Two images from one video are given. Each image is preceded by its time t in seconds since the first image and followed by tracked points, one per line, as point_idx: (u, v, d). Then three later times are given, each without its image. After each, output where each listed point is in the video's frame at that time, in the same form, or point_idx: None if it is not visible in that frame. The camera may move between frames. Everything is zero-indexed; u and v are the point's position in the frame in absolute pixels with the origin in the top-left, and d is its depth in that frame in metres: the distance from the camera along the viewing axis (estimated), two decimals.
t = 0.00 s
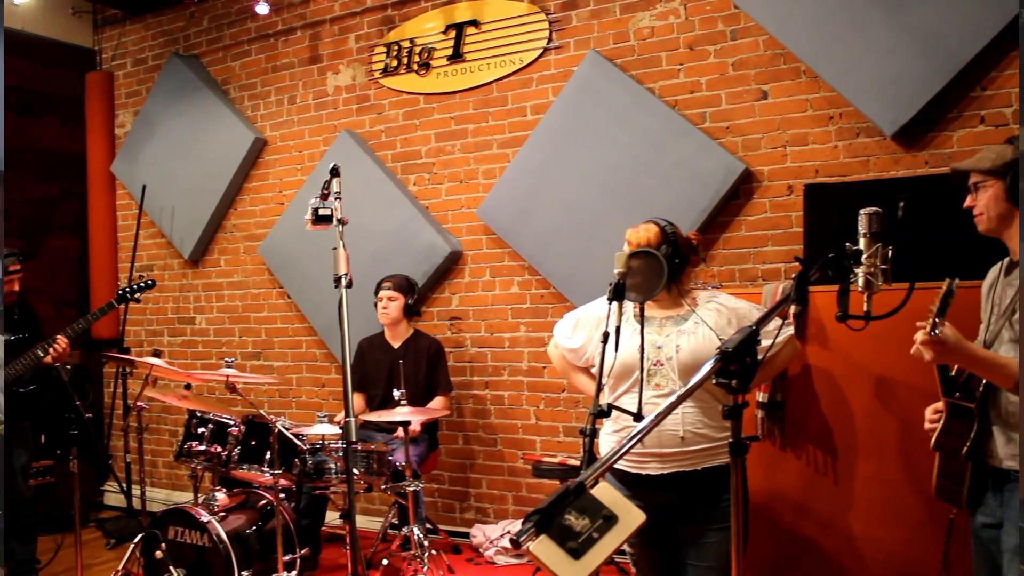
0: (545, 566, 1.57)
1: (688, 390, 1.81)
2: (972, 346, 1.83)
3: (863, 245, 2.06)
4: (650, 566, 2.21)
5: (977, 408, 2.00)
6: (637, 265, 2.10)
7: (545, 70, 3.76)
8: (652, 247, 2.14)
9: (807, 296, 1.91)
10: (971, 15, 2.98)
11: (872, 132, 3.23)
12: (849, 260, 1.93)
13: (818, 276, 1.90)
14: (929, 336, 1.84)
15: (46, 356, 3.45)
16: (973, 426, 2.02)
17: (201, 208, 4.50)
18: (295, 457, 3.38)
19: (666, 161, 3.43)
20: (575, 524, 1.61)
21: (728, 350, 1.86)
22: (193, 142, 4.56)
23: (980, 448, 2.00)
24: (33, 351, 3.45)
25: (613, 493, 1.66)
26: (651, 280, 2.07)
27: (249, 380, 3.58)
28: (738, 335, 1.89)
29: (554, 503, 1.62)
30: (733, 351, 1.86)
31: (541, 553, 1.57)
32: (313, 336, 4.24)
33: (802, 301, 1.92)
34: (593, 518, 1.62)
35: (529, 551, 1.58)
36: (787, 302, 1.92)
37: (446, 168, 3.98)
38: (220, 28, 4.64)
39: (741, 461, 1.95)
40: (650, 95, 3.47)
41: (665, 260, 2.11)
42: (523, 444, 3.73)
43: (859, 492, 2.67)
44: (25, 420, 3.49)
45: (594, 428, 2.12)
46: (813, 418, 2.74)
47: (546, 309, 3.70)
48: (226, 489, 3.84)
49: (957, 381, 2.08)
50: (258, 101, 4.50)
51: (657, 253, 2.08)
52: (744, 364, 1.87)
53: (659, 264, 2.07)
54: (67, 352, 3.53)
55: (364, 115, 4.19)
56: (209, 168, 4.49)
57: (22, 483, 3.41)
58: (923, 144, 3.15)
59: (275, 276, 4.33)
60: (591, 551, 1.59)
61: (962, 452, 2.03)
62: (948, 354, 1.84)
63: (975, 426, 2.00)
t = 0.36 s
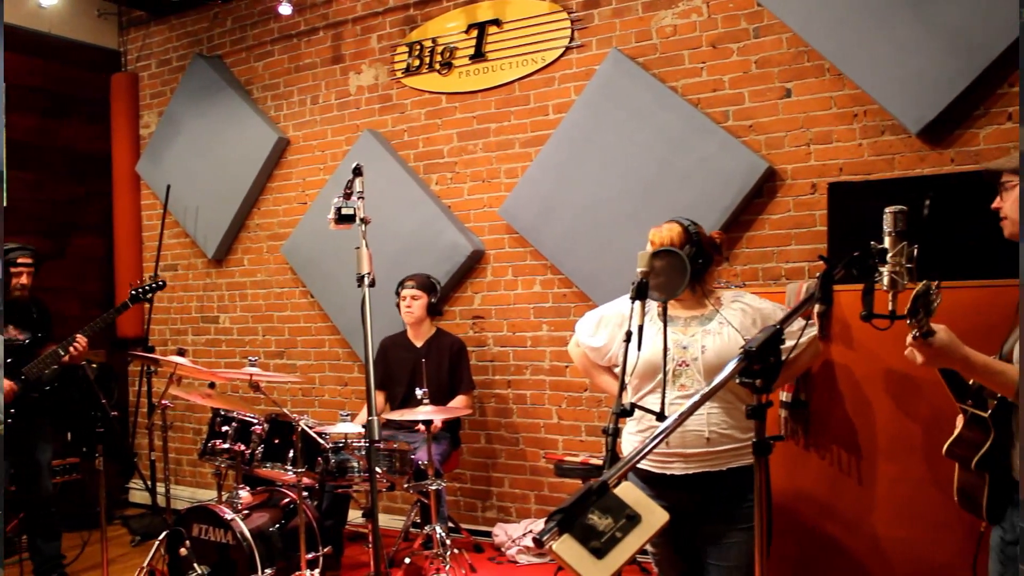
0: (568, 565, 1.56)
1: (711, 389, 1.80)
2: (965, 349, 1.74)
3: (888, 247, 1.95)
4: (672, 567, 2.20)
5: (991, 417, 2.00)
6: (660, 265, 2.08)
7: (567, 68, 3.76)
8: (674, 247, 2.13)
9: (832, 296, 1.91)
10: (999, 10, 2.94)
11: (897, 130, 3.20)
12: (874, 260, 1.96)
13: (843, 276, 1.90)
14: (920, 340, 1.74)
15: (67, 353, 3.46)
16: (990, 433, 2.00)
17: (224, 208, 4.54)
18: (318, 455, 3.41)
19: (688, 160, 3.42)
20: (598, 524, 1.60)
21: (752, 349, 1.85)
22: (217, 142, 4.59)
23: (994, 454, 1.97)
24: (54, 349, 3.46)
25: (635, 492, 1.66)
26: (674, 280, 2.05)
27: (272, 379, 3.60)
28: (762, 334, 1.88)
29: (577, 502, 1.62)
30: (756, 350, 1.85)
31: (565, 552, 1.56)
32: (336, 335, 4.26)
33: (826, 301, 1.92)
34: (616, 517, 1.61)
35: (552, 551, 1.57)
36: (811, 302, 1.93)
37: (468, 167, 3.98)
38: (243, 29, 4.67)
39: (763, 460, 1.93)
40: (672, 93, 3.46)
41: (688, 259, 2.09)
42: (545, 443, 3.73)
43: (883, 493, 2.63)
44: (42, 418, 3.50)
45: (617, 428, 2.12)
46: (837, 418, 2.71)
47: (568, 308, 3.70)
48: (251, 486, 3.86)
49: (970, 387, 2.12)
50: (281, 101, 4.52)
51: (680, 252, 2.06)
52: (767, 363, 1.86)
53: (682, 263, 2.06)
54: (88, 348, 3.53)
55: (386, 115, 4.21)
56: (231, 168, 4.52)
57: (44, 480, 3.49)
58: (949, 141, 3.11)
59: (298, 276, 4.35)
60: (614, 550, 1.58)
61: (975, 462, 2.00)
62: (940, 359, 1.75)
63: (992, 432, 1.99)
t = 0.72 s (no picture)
0: (590, 564, 1.57)
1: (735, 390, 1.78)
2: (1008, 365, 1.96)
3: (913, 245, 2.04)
4: (694, 568, 2.18)
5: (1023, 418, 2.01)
6: (681, 268, 2.07)
7: (589, 67, 3.75)
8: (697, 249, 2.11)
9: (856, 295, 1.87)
10: None
11: (923, 127, 3.17)
12: (900, 258, 1.92)
13: (867, 275, 1.86)
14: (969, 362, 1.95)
15: (92, 347, 3.55)
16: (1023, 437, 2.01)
17: (247, 208, 4.57)
18: (341, 454, 3.42)
19: (711, 158, 3.40)
20: (621, 523, 1.61)
21: (776, 349, 1.83)
22: (240, 142, 4.62)
23: None
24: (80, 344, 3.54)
25: (658, 491, 1.64)
26: (695, 283, 2.04)
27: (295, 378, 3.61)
28: (787, 333, 1.87)
29: (600, 502, 1.63)
30: (781, 349, 1.83)
31: (588, 551, 1.58)
32: (358, 334, 4.27)
33: (851, 300, 1.88)
34: (639, 517, 1.60)
35: (575, 550, 1.59)
36: (836, 301, 1.90)
37: (491, 167, 3.99)
38: (266, 29, 4.69)
39: (787, 462, 1.92)
40: (695, 92, 3.45)
41: (709, 261, 2.08)
42: (567, 442, 3.73)
43: (910, 495, 2.57)
44: (74, 416, 3.60)
45: (640, 428, 2.12)
46: (862, 418, 2.65)
47: (590, 307, 3.69)
48: (274, 484, 3.89)
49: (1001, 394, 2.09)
50: (304, 101, 4.55)
51: (702, 255, 2.04)
52: (792, 363, 1.84)
53: (704, 265, 2.04)
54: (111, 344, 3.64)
55: (408, 115, 4.22)
56: (254, 169, 4.55)
57: (76, 475, 3.55)
58: (975, 139, 3.07)
59: (321, 275, 4.37)
60: (638, 550, 1.57)
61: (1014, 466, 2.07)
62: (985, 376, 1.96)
63: None
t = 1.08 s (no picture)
0: (613, 563, 1.56)
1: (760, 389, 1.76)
2: None
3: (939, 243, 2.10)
4: (717, 566, 2.15)
5: None
6: (705, 266, 2.06)
7: (612, 66, 3.75)
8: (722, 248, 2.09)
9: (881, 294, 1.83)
10: None
11: (950, 125, 3.13)
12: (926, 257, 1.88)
13: (893, 274, 1.83)
14: None
15: (127, 347, 3.65)
16: None
17: (271, 208, 4.60)
18: (365, 452, 3.42)
19: (735, 157, 3.38)
20: (645, 523, 1.60)
21: (801, 347, 1.81)
22: (263, 142, 4.65)
23: None
24: (116, 343, 3.64)
25: (683, 491, 1.64)
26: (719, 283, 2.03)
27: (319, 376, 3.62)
28: (812, 333, 1.84)
29: (624, 501, 1.62)
30: (806, 349, 1.81)
31: (611, 551, 1.57)
32: (381, 333, 4.29)
33: (877, 299, 1.85)
34: (664, 516, 1.60)
35: (599, 549, 1.58)
36: (861, 300, 1.86)
37: (514, 166, 3.99)
38: (290, 30, 4.72)
39: (813, 462, 1.89)
40: (719, 90, 3.43)
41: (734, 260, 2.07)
42: (590, 441, 3.72)
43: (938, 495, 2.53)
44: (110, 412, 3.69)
45: (664, 428, 2.12)
46: (889, 417, 2.61)
47: (614, 306, 3.68)
48: (299, 482, 3.91)
49: None
50: (327, 101, 4.57)
51: (726, 256, 2.03)
52: (817, 362, 1.82)
53: (728, 264, 2.03)
54: (143, 344, 3.75)
55: (431, 114, 4.23)
56: (278, 169, 4.58)
57: (108, 472, 3.62)
58: (1003, 137, 3.03)
59: (344, 274, 4.39)
60: (662, 550, 1.57)
61: None
62: None
63: None
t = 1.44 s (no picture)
0: (636, 563, 1.55)
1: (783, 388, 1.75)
2: None
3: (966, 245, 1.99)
4: (742, 565, 2.15)
5: None
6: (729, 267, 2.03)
7: (634, 64, 3.74)
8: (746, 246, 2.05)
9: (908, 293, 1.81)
10: None
11: (976, 122, 3.09)
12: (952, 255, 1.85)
13: (920, 273, 1.80)
14: None
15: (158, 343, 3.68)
16: None
17: (292, 208, 4.63)
18: (387, 451, 3.42)
19: (758, 155, 3.37)
20: (668, 523, 1.59)
21: (825, 347, 1.80)
22: (285, 142, 4.68)
23: None
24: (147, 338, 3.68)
25: (706, 491, 1.63)
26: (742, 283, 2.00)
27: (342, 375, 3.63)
28: (837, 331, 1.83)
29: (648, 500, 1.60)
30: (830, 348, 1.79)
31: (634, 551, 1.56)
32: (404, 332, 4.30)
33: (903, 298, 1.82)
34: (687, 516, 1.59)
35: (622, 549, 1.57)
36: (886, 299, 1.84)
37: (536, 165, 3.99)
38: (312, 30, 4.74)
39: (837, 461, 1.89)
40: (741, 88, 3.42)
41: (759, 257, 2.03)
42: (612, 441, 3.72)
43: (964, 495, 2.50)
44: (142, 409, 3.72)
45: (686, 427, 2.06)
46: (914, 417, 2.58)
47: (636, 305, 3.68)
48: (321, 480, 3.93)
49: None
50: (349, 101, 4.59)
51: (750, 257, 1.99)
52: (842, 361, 1.80)
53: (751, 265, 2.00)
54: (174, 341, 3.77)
55: (453, 113, 4.24)
56: (300, 169, 4.61)
57: (137, 470, 3.64)
58: None
59: (366, 273, 4.41)
60: (685, 550, 1.56)
61: None
62: None
63: None
